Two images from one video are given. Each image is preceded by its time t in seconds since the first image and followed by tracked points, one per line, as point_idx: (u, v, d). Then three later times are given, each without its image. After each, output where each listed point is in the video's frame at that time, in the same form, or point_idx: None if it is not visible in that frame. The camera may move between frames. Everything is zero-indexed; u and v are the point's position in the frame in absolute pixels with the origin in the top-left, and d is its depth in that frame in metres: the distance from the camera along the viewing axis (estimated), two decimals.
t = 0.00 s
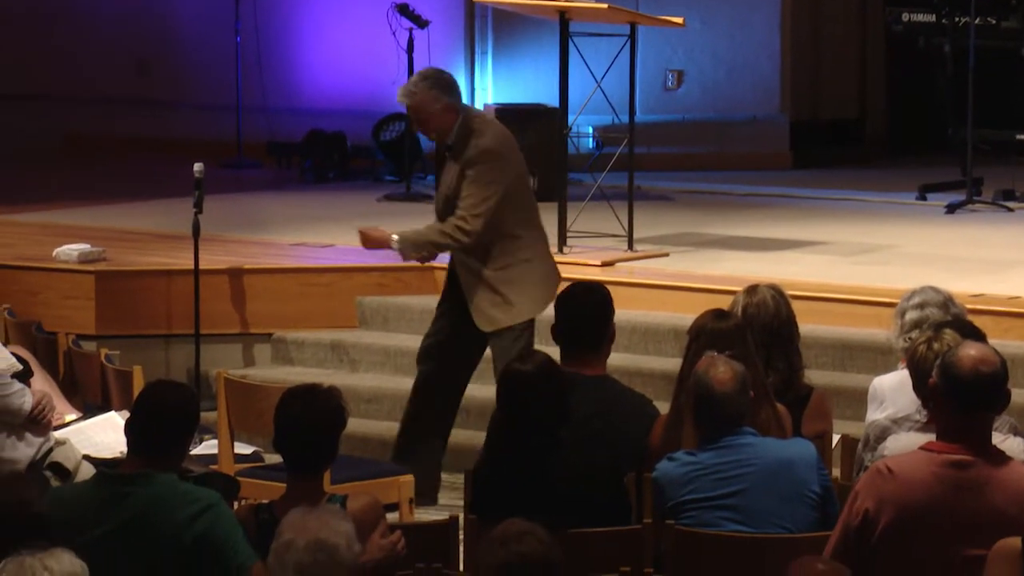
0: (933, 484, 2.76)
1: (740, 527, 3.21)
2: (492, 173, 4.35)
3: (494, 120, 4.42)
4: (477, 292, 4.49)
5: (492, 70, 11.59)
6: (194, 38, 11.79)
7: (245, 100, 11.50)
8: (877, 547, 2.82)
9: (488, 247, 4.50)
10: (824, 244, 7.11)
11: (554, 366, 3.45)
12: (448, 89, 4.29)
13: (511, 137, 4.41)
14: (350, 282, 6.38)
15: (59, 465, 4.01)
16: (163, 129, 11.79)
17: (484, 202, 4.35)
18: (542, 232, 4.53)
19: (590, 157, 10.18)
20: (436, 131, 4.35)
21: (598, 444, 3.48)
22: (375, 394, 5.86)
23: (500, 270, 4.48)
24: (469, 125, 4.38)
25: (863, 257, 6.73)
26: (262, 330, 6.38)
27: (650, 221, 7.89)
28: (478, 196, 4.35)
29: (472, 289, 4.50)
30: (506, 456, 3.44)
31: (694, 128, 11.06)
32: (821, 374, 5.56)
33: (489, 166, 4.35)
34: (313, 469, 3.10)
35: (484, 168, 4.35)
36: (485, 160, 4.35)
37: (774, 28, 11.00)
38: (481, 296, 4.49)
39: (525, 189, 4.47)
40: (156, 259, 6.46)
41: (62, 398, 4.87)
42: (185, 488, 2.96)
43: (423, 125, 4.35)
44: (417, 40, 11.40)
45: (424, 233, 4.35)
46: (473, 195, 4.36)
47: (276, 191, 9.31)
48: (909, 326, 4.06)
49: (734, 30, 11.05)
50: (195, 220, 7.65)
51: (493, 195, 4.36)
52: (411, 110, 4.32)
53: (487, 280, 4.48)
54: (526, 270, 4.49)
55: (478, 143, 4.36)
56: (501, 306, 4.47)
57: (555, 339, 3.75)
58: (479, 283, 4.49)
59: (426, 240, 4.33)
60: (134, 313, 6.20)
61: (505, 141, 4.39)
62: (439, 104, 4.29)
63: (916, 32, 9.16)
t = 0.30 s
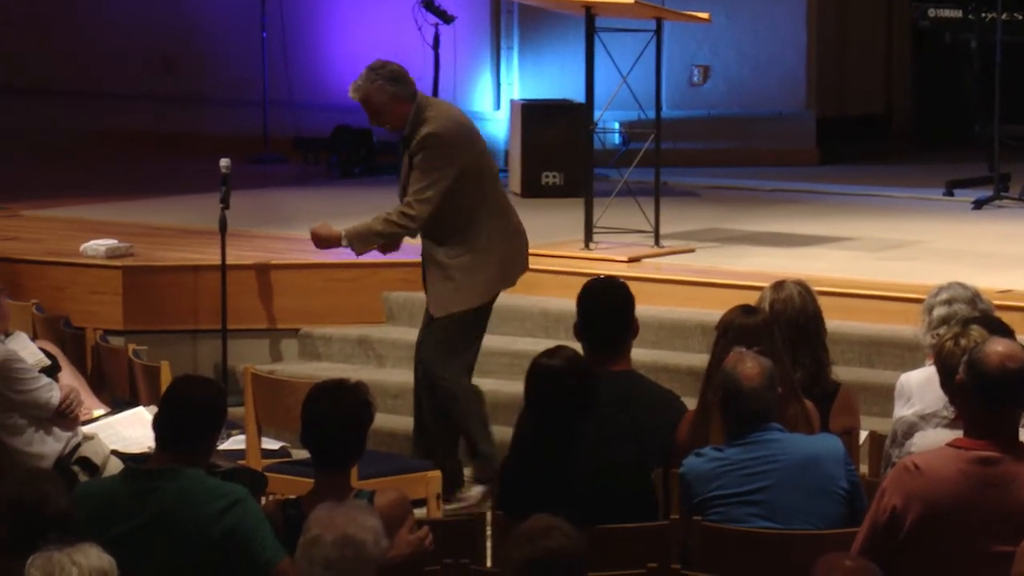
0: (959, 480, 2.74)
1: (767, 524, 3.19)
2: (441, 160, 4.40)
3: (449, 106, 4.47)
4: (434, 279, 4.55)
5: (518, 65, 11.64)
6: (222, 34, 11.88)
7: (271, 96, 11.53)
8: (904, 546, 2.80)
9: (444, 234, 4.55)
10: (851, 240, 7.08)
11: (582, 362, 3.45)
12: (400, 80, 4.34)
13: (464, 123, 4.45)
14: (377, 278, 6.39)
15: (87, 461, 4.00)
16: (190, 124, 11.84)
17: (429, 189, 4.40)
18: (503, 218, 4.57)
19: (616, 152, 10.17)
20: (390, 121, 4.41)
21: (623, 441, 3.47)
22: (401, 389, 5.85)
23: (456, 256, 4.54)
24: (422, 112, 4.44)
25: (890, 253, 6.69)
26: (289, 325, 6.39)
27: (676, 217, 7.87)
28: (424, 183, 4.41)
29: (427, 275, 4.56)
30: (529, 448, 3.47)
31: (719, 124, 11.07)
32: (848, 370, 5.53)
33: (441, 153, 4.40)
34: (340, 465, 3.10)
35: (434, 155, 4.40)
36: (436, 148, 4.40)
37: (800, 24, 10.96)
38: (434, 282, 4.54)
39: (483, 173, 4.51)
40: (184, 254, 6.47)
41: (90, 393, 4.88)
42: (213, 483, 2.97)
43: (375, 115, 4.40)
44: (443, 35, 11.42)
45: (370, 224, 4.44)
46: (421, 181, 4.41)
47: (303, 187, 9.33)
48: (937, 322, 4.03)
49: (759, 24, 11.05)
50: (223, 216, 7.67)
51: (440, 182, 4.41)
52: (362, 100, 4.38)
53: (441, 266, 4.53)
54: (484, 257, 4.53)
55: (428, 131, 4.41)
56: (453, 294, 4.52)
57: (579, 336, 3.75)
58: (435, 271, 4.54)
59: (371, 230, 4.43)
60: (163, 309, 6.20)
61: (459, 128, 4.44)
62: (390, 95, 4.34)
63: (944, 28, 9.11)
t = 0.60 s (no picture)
0: None
1: (832, 525, 3.16)
2: (454, 178, 4.39)
3: (467, 115, 4.41)
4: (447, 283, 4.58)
5: (583, 65, 11.62)
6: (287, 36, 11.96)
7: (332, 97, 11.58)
8: (970, 547, 2.75)
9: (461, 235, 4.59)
10: (916, 240, 7.00)
11: (646, 361, 3.40)
12: (418, 92, 4.29)
13: (481, 137, 4.40)
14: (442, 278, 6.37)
15: (153, 461, 4.01)
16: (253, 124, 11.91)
17: (441, 205, 4.40)
18: (516, 226, 4.57)
19: (680, 153, 10.11)
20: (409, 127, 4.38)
21: (687, 442, 3.45)
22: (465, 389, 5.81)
23: (468, 263, 4.57)
24: (441, 121, 4.40)
25: (955, 253, 6.61)
26: (353, 325, 6.38)
27: (738, 217, 7.81)
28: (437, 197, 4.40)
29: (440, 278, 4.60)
30: (594, 449, 3.44)
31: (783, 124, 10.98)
32: (912, 371, 5.47)
33: (454, 170, 4.38)
34: (402, 465, 3.08)
35: (446, 172, 4.38)
36: (449, 166, 4.37)
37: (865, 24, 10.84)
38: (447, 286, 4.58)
39: (497, 184, 4.49)
40: (248, 254, 6.50)
41: (155, 392, 4.91)
42: (277, 484, 2.96)
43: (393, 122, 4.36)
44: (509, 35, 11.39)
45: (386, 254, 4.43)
46: (432, 198, 4.40)
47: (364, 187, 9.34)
48: (1002, 323, 3.97)
49: (826, 24, 10.94)
50: (286, 216, 7.69)
51: (451, 200, 4.40)
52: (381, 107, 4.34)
53: (454, 272, 4.57)
54: (493, 267, 4.55)
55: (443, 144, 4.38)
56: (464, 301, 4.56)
57: (642, 338, 3.72)
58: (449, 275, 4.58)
59: (389, 261, 4.41)
60: (226, 309, 6.23)
61: (476, 144, 4.39)
62: (407, 106, 4.30)
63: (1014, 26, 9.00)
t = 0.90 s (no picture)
0: None
1: (878, 526, 3.15)
2: (479, 178, 4.39)
3: (488, 115, 4.41)
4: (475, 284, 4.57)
5: (629, 67, 11.59)
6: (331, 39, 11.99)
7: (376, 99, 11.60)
8: (1015, 551, 2.72)
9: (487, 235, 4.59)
10: (963, 242, 6.95)
11: (690, 361, 3.38)
12: (433, 93, 4.30)
13: (502, 136, 4.40)
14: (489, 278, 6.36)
15: (198, 462, 4.01)
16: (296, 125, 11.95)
17: (468, 205, 4.39)
18: (541, 223, 4.57)
19: (726, 155, 10.06)
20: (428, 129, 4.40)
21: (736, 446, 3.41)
22: (511, 391, 5.79)
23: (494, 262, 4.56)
24: (460, 121, 4.41)
25: (1003, 256, 6.56)
26: (399, 326, 6.36)
27: (784, 219, 7.78)
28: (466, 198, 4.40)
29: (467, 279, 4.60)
30: (641, 450, 3.43)
31: (829, 127, 10.93)
32: (959, 373, 5.42)
33: (478, 170, 4.38)
34: (448, 466, 3.08)
35: (469, 173, 4.38)
36: (472, 166, 4.37)
37: (912, 25, 10.77)
38: (473, 286, 4.57)
39: (520, 183, 4.50)
40: (293, 256, 6.52)
41: (202, 394, 4.93)
42: (323, 485, 2.96)
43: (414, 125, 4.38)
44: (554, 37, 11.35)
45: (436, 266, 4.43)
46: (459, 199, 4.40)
47: (409, 189, 9.36)
48: None
49: (872, 26, 10.87)
50: (332, 218, 7.71)
51: (478, 200, 4.40)
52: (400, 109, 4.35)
53: (481, 271, 4.56)
54: (520, 264, 4.55)
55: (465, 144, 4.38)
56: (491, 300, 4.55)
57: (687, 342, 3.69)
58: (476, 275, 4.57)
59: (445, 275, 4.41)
60: (271, 311, 6.25)
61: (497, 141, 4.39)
62: (424, 108, 4.32)
63: None
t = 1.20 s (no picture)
0: None
1: (911, 530, 3.14)
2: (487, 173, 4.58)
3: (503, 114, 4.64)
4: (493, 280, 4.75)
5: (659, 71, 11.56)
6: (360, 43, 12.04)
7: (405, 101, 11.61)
8: None
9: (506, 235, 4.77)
10: (994, 245, 6.91)
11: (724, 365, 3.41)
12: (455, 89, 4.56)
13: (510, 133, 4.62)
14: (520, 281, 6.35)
15: (227, 464, 4.04)
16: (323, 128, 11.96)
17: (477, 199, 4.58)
18: (553, 224, 4.73)
19: (756, 158, 10.02)
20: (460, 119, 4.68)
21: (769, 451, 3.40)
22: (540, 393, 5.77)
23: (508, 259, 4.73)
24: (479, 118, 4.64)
25: None
26: (429, 329, 6.37)
27: (815, 222, 7.75)
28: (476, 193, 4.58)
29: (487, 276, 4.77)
30: (674, 453, 3.42)
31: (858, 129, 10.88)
32: (990, 376, 5.39)
33: (481, 169, 4.57)
34: (479, 469, 3.09)
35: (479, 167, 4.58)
36: (473, 165, 4.57)
37: (943, 29, 10.74)
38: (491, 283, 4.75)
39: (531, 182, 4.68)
40: (323, 258, 6.52)
41: (232, 395, 4.94)
42: (354, 487, 2.96)
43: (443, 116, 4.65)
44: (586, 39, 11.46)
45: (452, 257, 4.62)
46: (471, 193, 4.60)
47: (438, 192, 9.37)
48: None
49: (903, 30, 10.83)
50: (362, 220, 7.71)
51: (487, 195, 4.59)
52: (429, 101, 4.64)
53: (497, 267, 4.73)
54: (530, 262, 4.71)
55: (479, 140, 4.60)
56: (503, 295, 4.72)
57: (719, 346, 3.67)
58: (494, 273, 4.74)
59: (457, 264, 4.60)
60: (303, 314, 6.27)
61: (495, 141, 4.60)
62: (446, 102, 4.60)
63: None
